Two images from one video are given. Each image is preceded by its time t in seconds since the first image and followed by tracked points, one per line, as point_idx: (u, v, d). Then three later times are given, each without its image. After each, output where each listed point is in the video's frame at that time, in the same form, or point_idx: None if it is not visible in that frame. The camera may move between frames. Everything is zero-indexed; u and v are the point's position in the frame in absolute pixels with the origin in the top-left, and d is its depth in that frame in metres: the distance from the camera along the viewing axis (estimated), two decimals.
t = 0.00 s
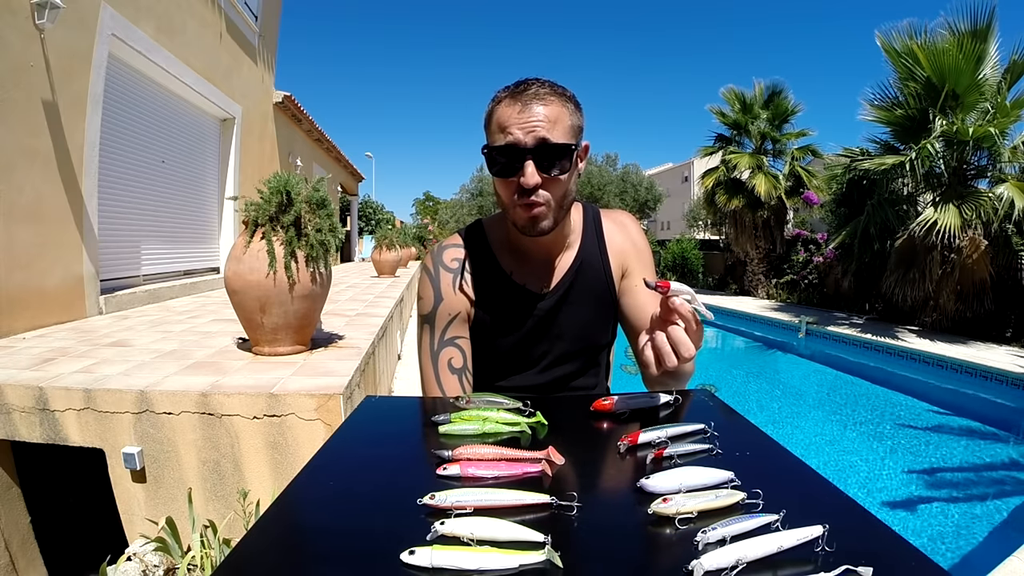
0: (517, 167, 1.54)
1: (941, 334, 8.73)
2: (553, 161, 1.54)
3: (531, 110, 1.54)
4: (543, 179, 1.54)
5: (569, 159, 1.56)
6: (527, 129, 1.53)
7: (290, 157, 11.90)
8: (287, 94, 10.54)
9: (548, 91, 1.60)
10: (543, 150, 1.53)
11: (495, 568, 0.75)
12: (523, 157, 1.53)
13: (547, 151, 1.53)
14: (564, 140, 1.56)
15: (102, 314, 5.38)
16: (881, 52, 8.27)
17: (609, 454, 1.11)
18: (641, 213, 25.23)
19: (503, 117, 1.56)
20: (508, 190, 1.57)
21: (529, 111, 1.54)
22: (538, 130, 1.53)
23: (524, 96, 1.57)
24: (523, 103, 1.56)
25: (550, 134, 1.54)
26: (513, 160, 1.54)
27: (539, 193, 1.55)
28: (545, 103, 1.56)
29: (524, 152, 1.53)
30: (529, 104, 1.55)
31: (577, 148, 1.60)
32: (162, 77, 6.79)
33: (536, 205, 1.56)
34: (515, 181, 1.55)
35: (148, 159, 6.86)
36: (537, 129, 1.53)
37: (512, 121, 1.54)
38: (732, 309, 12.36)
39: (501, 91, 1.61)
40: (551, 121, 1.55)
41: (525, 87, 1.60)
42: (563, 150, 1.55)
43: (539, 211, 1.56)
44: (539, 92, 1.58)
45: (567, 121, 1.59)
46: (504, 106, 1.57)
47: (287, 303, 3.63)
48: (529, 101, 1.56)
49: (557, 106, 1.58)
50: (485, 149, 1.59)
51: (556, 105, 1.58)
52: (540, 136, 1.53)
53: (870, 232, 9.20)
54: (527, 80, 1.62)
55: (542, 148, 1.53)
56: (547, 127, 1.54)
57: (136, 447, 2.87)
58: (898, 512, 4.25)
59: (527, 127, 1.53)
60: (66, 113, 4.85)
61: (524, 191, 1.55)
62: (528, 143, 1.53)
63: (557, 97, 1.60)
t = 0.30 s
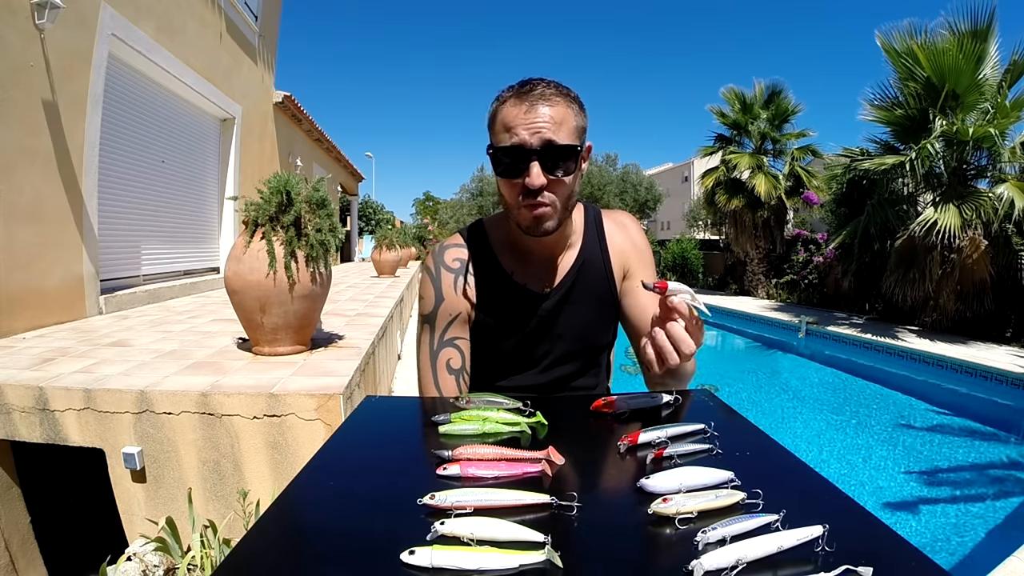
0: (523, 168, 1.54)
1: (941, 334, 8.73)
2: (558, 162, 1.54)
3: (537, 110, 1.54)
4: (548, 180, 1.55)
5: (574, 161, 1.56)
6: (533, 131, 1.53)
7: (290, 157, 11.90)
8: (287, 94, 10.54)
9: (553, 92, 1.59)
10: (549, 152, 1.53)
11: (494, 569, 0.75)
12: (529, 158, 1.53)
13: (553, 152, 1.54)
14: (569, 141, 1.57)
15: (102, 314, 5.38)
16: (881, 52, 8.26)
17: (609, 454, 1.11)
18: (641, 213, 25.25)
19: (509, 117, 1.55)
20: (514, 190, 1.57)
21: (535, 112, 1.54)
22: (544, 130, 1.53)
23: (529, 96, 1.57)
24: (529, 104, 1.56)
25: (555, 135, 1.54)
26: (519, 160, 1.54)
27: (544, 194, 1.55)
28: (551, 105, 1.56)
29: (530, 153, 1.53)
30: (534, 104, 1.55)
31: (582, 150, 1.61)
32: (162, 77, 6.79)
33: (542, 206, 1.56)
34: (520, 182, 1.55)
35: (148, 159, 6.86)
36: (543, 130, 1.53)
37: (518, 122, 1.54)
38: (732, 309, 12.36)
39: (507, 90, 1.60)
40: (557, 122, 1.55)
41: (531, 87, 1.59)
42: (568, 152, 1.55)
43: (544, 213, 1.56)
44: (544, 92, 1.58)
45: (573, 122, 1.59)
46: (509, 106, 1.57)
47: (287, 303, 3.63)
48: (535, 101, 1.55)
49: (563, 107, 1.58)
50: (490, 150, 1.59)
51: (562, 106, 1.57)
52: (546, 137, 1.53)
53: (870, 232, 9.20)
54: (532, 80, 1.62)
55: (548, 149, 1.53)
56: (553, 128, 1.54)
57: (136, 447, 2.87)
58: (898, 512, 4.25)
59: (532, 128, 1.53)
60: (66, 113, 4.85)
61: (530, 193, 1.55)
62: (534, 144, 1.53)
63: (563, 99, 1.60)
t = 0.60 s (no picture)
0: (546, 178, 1.52)
1: (941, 334, 8.72)
2: (580, 173, 1.54)
3: (562, 120, 1.53)
4: (572, 191, 1.54)
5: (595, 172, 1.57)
6: (557, 141, 1.52)
7: (290, 157, 11.90)
8: (287, 94, 10.54)
9: (576, 99, 1.57)
10: (573, 162, 1.52)
11: (495, 568, 0.75)
12: (553, 169, 1.51)
13: (576, 163, 1.53)
14: (591, 152, 1.56)
15: (102, 314, 5.38)
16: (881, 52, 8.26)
17: (608, 454, 1.11)
18: (641, 213, 25.27)
19: (533, 124, 1.52)
20: (534, 199, 1.54)
21: (560, 121, 1.53)
22: (569, 140, 1.52)
23: (553, 103, 1.54)
24: (552, 112, 1.54)
25: (579, 144, 1.53)
26: (542, 170, 1.51)
27: (567, 205, 1.54)
28: (575, 113, 1.55)
29: (554, 164, 1.51)
30: (560, 113, 1.53)
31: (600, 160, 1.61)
32: (162, 77, 6.79)
33: (562, 218, 1.56)
34: (543, 191, 1.53)
35: (148, 159, 6.85)
36: (568, 140, 1.52)
37: (543, 130, 1.52)
38: (732, 309, 12.36)
39: (528, 94, 1.56)
40: (580, 132, 1.54)
41: (554, 92, 1.56)
42: (590, 163, 1.55)
43: (564, 225, 1.57)
44: (568, 100, 1.55)
45: (593, 132, 1.59)
46: (532, 112, 1.53)
47: (287, 303, 3.63)
48: (561, 110, 1.53)
49: (585, 116, 1.56)
50: (512, 157, 1.55)
51: (584, 116, 1.56)
52: (571, 148, 1.52)
53: (870, 232, 9.20)
54: (553, 85, 1.58)
55: (572, 160, 1.52)
56: (577, 139, 1.53)
57: (136, 447, 2.87)
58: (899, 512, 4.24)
59: (558, 138, 1.52)
60: (66, 113, 4.85)
61: (552, 204, 1.53)
62: (559, 154, 1.52)
63: (583, 106, 1.58)
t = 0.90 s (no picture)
0: (561, 174, 1.51)
1: (941, 334, 8.72)
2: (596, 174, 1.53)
3: (585, 120, 1.52)
4: (584, 191, 1.53)
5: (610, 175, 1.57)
6: (578, 141, 1.51)
7: (290, 157, 11.90)
8: (287, 94, 10.53)
9: (602, 101, 1.57)
10: (591, 163, 1.51)
11: (494, 568, 0.75)
12: (570, 166, 1.50)
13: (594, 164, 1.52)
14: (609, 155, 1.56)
15: (102, 314, 5.38)
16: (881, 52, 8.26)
17: (608, 453, 1.11)
18: (640, 213, 25.29)
19: (556, 120, 1.51)
20: (546, 192, 1.54)
21: (583, 121, 1.52)
22: (589, 141, 1.52)
23: (579, 102, 1.53)
24: (577, 111, 1.52)
25: (599, 146, 1.53)
26: (559, 165, 1.50)
27: (577, 203, 1.54)
28: (599, 115, 1.54)
29: (571, 163, 1.50)
30: (584, 113, 1.52)
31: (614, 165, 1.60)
32: (162, 77, 6.79)
33: (572, 216, 1.55)
34: (555, 187, 1.52)
35: (148, 159, 6.85)
36: (588, 140, 1.52)
37: (564, 127, 1.51)
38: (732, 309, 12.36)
39: (556, 88, 1.55)
40: (602, 134, 1.54)
41: (581, 91, 1.55)
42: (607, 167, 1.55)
43: (573, 222, 1.57)
44: (594, 100, 1.55)
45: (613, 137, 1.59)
46: (557, 108, 1.52)
47: (287, 302, 3.63)
48: (586, 109, 1.53)
49: (607, 120, 1.56)
50: (532, 150, 1.54)
51: (607, 118, 1.56)
52: (589, 151, 1.51)
53: (870, 232, 9.19)
54: (582, 84, 1.58)
55: (590, 161, 1.51)
56: (598, 140, 1.53)
57: (136, 447, 2.87)
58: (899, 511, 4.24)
59: (578, 136, 1.51)
60: (66, 113, 4.85)
61: (563, 200, 1.53)
62: (577, 154, 1.51)
63: (607, 111, 1.57)
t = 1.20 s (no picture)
0: (573, 175, 1.51)
1: (941, 334, 8.71)
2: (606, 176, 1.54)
3: (597, 121, 1.52)
4: (594, 192, 1.54)
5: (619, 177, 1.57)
6: (590, 142, 1.52)
7: (290, 157, 11.90)
8: (287, 94, 10.53)
9: (615, 103, 1.57)
10: (603, 165, 1.52)
11: (494, 568, 0.75)
12: (582, 167, 1.51)
13: (606, 166, 1.52)
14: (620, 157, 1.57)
15: (102, 314, 5.38)
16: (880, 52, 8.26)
17: (608, 454, 1.11)
18: (640, 213, 25.31)
19: (569, 121, 1.51)
20: (557, 193, 1.54)
21: (596, 122, 1.52)
22: (601, 142, 1.52)
23: (593, 103, 1.53)
24: (590, 112, 1.52)
25: (611, 149, 1.53)
26: (571, 167, 1.51)
27: (586, 205, 1.55)
28: (612, 117, 1.54)
29: (583, 164, 1.51)
30: (597, 113, 1.52)
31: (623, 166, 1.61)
32: (162, 77, 6.79)
33: (580, 215, 1.56)
34: (566, 187, 1.52)
35: (148, 159, 6.85)
36: (601, 142, 1.52)
37: (578, 128, 1.51)
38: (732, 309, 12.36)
39: (570, 89, 1.55)
40: (614, 137, 1.54)
41: (595, 92, 1.55)
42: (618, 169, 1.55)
43: (581, 221, 1.57)
44: (607, 102, 1.55)
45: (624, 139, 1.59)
46: (570, 109, 1.52)
47: (287, 302, 3.63)
48: (599, 111, 1.53)
49: (620, 122, 1.56)
50: (545, 149, 1.54)
51: (619, 121, 1.56)
52: (601, 152, 1.52)
53: (870, 232, 9.19)
54: (595, 85, 1.58)
55: (602, 163, 1.52)
56: (610, 142, 1.53)
57: (137, 447, 2.87)
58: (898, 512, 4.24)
59: (591, 138, 1.51)
60: (66, 113, 4.85)
61: (574, 200, 1.53)
62: (589, 155, 1.51)
63: (620, 113, 1.58)
